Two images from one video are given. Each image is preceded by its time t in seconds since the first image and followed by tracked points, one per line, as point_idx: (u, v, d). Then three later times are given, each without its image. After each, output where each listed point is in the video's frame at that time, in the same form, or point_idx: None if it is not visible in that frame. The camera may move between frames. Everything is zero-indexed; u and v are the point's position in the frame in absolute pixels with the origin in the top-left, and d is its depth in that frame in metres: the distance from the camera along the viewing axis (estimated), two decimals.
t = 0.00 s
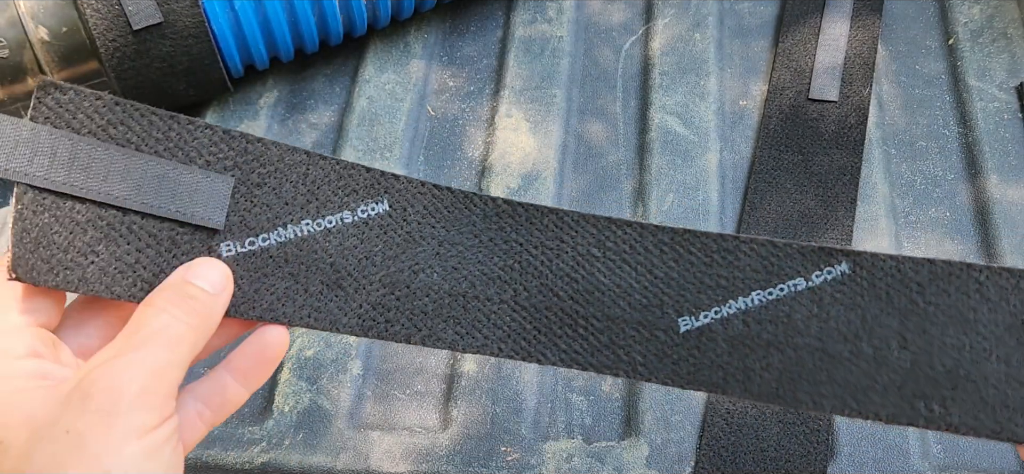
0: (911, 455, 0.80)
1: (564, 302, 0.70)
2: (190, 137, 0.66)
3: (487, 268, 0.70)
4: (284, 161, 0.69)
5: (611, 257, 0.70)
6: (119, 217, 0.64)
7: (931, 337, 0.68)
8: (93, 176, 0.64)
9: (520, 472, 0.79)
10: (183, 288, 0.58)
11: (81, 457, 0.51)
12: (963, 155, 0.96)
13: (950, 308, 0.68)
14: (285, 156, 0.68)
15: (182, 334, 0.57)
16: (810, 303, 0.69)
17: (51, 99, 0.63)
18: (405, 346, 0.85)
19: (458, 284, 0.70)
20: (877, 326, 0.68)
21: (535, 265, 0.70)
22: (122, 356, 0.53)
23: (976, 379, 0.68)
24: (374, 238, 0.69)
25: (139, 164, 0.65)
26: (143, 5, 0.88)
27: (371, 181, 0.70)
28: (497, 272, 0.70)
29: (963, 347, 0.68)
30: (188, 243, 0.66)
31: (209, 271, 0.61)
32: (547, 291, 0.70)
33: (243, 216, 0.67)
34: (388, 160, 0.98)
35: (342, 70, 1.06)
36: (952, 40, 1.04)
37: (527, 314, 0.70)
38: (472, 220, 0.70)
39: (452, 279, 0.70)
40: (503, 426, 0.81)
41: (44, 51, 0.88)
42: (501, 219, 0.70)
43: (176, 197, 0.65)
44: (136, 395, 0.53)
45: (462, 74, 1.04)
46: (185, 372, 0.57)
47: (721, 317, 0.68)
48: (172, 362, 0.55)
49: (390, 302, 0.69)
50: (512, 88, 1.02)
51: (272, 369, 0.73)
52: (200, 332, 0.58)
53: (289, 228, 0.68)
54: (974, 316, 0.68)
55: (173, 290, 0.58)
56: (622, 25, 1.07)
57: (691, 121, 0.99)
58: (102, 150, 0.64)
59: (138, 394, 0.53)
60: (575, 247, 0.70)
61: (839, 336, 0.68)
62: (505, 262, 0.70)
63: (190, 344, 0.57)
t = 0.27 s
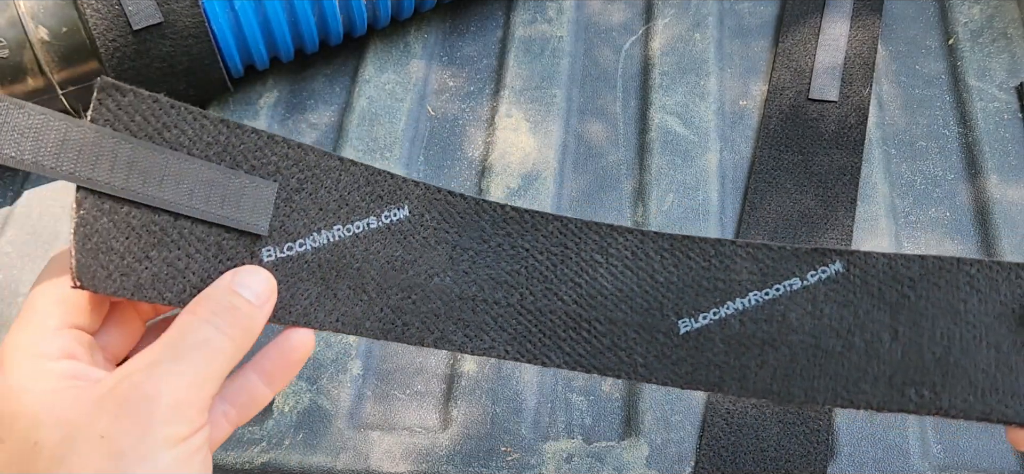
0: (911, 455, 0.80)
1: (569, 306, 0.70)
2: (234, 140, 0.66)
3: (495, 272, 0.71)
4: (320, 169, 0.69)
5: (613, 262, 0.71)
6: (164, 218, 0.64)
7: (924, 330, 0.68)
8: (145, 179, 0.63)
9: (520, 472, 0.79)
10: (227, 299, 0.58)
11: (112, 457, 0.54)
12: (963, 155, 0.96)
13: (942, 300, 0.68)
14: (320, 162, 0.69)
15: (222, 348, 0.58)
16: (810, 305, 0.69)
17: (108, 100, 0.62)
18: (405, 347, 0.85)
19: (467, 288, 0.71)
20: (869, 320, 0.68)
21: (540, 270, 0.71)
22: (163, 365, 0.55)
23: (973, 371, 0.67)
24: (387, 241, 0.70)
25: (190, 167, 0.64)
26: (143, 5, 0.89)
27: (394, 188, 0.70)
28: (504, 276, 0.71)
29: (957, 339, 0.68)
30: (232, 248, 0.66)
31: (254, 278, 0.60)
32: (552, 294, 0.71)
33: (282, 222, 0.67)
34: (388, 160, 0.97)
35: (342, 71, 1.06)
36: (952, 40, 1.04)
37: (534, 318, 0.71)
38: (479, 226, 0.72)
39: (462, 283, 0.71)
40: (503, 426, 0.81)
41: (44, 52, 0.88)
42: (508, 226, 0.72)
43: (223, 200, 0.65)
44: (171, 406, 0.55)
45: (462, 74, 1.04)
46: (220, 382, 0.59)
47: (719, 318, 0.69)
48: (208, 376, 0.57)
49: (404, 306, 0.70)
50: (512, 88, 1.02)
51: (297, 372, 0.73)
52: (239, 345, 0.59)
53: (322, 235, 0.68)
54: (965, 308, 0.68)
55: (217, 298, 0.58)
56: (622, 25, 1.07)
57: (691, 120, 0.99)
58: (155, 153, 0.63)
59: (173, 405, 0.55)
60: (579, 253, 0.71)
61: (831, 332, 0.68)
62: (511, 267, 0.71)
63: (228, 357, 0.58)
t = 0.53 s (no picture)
0: (911, 455, 0.80)
1: (587, 335, 0.72)
2: (279, 162, 0.66)
3: (515, 302, 0.72)
4: (353, 196, 0.70)
5: (627, 287, 0.73)
6: (218, 236, 0.62)
7: (932, 323, 0.68)
8: (205, 195, 0.62)
9: (520, 472, 0.79)
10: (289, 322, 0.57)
11: None
12: (963, 155, 0.96)
13: (950, 291, 0.68)
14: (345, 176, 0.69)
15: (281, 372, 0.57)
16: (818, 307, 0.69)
17: (166, 119, 0.62)
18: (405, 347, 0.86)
19: (489, 318, 0.72)
20: (879, 320, 0.68)
21: (558, 297, 0.73)
22: (223, 386, 0.54)
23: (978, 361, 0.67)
24: (411, 268, 0.71)
25: (243, 185, 0.64)
26: (143, 5, 0.89)
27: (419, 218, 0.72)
28: (524, 305, 0.72)
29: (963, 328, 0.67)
30: (283, 267, 0.65)
31: (317, 302, 0.59)
32: (571, 322, 0.72)
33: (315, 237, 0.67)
34: (388, 160, 0.97)
35: (342, 70, 1.06)
36: (952, 40, 1.04)
37: (555, 347, 0.71)
38: (497, 255, 0.73)
39: (484, 313, 0.72)
40: (503, 426, 0.81)
41: (44, 52, 0.88)
42: (524, 255, 0.74)
43: (274, 219, 0.65)
44: (226, 429, 0.54)
45: (462, 74, 1.04)
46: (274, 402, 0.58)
47: (735, 333, 0.70)
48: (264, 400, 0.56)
49: (434, 333, 0.70)
50: (512, 88, 1.02)
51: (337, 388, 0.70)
52: (296, 370, 0.58)
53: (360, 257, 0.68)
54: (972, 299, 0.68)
55: (282, 322, 0.57)
56: (622, 25, 1.07)
57: (691, 121, 0.99)
58: (214, 170, 0.63)
59: (230, 429, 0.54)
60: (595, 280, 0.73)
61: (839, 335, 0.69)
62: (529, 295, 0.73)
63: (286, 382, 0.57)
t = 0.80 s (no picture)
0: (911, 455, 0.80)
1: (598, 323, 0.72)
2: (295, 166, 0.68)
3: (526, 294, 0.73)
4: (368, 196, 0.70)
5: (635, 274, 0.73)
6: (246, 240, 0.64)
7: (936, 303, 0.68)
8: (230, 202, 0.63)
9: (520, 472, 0.79)
10: (328, 326, 0.58)
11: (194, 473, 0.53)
12: (963, 155, 0.96)
13: (955, 273, 0.68)
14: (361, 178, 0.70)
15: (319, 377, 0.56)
16: (823, 296, 0.70)
17: (184, 128, 0.64)
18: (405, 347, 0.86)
19: (503, 311, 0.72)
20: (885, 301, 0.69)
21: (567, 288, 0.73)
22: (260, 387, 0.54)
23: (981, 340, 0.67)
24: (424, 260, 0.71)
25: (267, 191, 0.65)
26: (143, 5, 0.88)
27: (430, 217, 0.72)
28: (535, 297, 0.73)
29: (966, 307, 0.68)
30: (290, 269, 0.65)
31: (356, 307, 0.59)
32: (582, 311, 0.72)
33: (329, 231, 0.67)
34: (388, 160, 0.97)
35: (342, 70, 1.06)
36: (952, 40, 1.04)
37: (568, 337, 0.72)
38: (506, 247, 0.74)
39: (496, 306, 0.72)
40: (503, 426, 0.81)
41: (44, 52, 0.88)
42: (532, 247, 0.74)
43: (298, 222, 0.66)
44: (261, 433, 0.53)
45: (462, 74, 1.04)
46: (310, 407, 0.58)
47: (741, 317, 0.70)
48: (300, 405, 0.55)
49: (451, 327, 0.70)
50: (512, 88, 1.02)
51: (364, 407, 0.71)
52: (333, 376, 0.58)
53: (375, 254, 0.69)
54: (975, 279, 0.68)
55: (321, 325, 0.57)
56: (622, 25, 1.07)
57: (691, 120, 0.99)
58: (236, 177, 0.64)
59: (264, 432, 0.54)
60: (602, 268, 0.74)
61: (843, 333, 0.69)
62: (539, 286, 0.73)
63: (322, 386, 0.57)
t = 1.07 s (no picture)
0: (911, 455, 0.80)
1: (593, 360, 0.71)
2: (285, 165, 0.65)
3: (519, 333, 0.72)
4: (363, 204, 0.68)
5: (631, 313, 0.73)
6: (223, 229, 0.60)
7: (947, 324, 0.67)
8: (209, 186, 0.59)
9: (520, 472, 0.79)
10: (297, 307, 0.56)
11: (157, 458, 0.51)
12: (963, 155, 0.96)
13: (961, 290, 0.68)
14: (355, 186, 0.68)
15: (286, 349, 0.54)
16: (828, 324, 0.69)
17: (168, 111, 0.60)
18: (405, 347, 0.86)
19: (497, 346, 0.71)
20: (891, 323, 0.68)
21: (561, 328, 0.72)
22: (219, 363, 0.51)
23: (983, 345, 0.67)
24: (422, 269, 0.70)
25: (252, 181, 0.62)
26: (143, 5, 0.88)
27: (427, 238, 0.71)
28: (528, 337, 0.72)
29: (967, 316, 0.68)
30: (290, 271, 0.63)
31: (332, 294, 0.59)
32: (578, 350, 0.72)
33: (337, 249, 0.66)
34: (388, 160, 0.97)
35: (342, 70, 1.06)
36: (952, 40, 1.04)
37: (563, 375, 0.71)
38: (495, 293, 0.73)
39: (491, 341, 0.71)
40: (503, 426, 0.81)
41: (44, 52, 0.88)
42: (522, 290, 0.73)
43: (286, 220, 0.63)
44: (223, 411, 0.51)
45: (462, 74, 1.04)
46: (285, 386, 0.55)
47: (744, 350, 0.69)
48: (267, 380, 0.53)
49: (444, 356, 0.68)
50: (512, 88, 1.02)
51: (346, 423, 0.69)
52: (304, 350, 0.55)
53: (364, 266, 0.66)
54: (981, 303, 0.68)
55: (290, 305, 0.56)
56: (622, 25, 1.07)
57: (691, 121, 0.99)
58: (221, 165, 0.60)
59: (226, 408, 0.51)
60: (595, 305, 0.73)
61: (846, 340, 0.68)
62: (533, 328, 0.72)
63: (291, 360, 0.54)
